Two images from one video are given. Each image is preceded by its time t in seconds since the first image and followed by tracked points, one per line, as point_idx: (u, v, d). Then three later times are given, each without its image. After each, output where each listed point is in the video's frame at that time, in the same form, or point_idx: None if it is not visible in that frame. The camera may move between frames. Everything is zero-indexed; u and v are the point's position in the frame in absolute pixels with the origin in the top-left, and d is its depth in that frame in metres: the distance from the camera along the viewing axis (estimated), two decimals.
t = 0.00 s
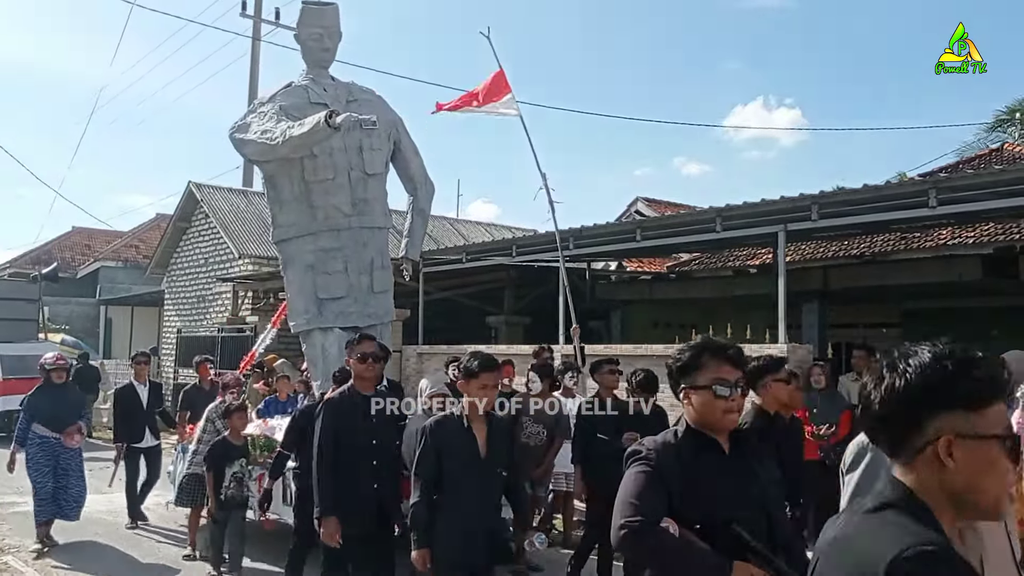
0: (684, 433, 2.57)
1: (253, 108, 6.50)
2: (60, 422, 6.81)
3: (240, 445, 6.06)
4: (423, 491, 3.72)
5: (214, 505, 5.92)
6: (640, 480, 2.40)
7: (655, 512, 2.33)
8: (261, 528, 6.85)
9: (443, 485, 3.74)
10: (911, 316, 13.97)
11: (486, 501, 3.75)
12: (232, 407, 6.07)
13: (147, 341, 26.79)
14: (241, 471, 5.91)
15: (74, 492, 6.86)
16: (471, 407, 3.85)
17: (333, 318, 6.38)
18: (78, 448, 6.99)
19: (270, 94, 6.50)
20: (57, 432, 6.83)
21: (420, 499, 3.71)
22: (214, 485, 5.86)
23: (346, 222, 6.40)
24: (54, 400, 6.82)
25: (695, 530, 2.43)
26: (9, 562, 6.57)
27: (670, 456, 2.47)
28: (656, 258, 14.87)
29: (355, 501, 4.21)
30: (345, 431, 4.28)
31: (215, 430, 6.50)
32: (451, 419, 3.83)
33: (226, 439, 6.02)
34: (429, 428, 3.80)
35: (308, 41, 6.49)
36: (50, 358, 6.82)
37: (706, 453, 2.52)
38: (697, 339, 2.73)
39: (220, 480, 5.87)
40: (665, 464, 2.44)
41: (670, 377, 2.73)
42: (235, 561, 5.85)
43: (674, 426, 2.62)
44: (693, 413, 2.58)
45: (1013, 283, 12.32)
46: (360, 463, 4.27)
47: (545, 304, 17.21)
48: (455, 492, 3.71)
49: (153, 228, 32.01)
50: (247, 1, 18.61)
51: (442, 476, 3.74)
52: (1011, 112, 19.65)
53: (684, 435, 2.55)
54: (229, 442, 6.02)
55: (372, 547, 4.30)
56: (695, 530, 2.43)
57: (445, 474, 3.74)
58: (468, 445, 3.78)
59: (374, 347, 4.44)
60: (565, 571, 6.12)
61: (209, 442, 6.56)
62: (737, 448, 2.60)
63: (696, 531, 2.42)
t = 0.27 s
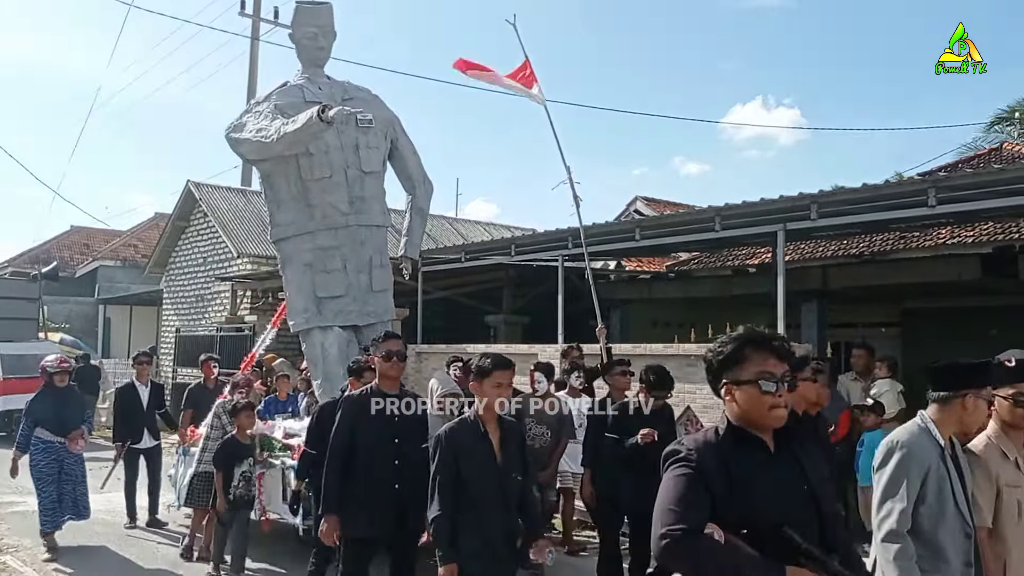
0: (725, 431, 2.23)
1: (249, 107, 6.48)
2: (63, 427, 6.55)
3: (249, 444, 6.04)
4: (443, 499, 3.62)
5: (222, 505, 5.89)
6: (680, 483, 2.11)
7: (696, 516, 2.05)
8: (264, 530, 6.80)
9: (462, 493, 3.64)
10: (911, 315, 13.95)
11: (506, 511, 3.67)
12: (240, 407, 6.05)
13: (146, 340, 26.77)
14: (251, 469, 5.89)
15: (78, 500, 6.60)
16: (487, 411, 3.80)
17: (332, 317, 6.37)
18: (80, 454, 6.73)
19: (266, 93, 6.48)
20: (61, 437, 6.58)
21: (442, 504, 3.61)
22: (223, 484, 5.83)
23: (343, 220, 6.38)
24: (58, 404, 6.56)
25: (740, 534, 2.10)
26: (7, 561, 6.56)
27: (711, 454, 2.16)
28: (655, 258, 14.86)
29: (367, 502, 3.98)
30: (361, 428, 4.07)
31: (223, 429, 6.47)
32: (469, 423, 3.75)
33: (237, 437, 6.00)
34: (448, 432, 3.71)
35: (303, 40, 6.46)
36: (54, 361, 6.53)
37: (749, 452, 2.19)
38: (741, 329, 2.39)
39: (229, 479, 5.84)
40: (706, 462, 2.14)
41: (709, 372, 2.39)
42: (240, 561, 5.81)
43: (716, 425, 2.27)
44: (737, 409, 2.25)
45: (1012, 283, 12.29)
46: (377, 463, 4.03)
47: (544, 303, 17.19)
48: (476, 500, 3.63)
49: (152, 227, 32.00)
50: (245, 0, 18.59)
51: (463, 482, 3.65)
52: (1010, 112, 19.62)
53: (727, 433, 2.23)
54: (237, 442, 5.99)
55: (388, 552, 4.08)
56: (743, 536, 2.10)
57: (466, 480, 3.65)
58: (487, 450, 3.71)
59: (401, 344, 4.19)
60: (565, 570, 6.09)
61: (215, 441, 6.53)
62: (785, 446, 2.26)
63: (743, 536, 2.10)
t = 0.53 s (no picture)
0: (774, 433, 2.15)
1: (245, 107, 6.47)
2: (67, 425, 6.42)
3: (253, 444, 6.05)
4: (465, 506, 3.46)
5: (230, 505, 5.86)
6: (728, 486, 2.03)
7: (747, 521, 1.98)
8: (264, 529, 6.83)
9: (484, 499, 3.49)
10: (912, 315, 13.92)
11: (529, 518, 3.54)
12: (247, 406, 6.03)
13: (147, 340, 26.77)
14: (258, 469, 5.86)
15: (76, 502, 6.40)
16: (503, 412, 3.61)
17: (332, 317, 6.36)
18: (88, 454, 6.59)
19: (262, 93, 6.46)
20: (65, 436, 6.44)
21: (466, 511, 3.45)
22: (232, 482, 5.81)
23: (342, 220, 6.38)
24: (61, 403, 6.44)
25: (790, 543, 2.01)
26: (9, 560, 6.56)
27: (763, 457, 2.08)
28: (655, 258, 14.84)
29: (384, 505, 3.91)
30: (377, 430, 3.97)
31: (227, 429, 6.49)
32: (488, 423, 3.55)
33: (241, 437, 6.00)
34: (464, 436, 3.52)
35: (299, 38, 6.45)
36: (60, 358, 6.43)
37: (803, 456, 2.11)
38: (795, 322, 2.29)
39: (238, 478, 5.83)
40: (758, 466, 2.06)
41: (757, 363, 2.29)
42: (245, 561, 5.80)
43: (765, 426, 2.18)
44: (790, 408, 2.16)
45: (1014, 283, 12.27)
46: (397, 464, 3.97)
47: (545, 303, 17.16)
48: (498, 505, 3.47)
49: (153, 227, 32.01)
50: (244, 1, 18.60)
51: (486, 488, 3.49)
52: (1012, 112, 19.59)
53: (778, 434, 2.14)
54: (244, 442, 5.98)
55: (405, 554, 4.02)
56: (792, 544, 2.02)
57: (488, 486, 3.48)
58: (508, 452, 3.53)
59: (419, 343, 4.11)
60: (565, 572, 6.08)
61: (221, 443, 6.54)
62: (835, 449, 2.18)
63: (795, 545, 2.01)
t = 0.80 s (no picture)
0: (852, 443, 2.11)
1: (246, 105, 6.43)
2: (74, 431, 6.05)
3: (253, 443, 6.03)
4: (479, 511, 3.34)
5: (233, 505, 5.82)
6: (808, 497, 1.99)
7: (829, 534, 1.93)
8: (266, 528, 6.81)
9: (500, 498, 3.36)
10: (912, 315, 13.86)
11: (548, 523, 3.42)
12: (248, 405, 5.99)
13: (148, 340, 26.75)
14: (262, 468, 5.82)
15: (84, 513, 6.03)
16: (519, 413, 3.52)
17: (334, 317, 6.32)
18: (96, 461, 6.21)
19: (263, 91, 6.43)
20: (70, 441, 6.07)
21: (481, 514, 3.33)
22: (235, 483, 5.77)
23: (345, 219, 6.35)
24: (68, 407, 6.07)
25: (872, 558, 1.95)
26: (9, 560, 6.54)
27: (843, 467, 2.03)
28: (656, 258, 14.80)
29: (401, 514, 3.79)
30: (392, 436, 3.88)
31: (228, 430, 6.46)
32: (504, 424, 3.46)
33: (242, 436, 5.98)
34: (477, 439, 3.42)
35: (301, 35, 6.42)
36: (68, 361, 6.07)
37: (883, 467, 2.06)
38: (874, 330, 2.26)
39: (240, 479, 5.79)
40: (837, 476, 2.01)
41: (834, 371, 2.29)
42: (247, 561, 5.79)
43: (841, 437, 2.14)
44: (868, 419, 2.13)
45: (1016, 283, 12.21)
46: (410, 473, 3.85)
47: (546, 302, 17.13)
48: (515, 509, 3.35)
49: (155, 227, 32.01)
50: None
51: (501, 492, 3.36)
52: (1014, 113, 19.54)
53: (855, 444, 2.10)
54: (244, 441, 5.93)
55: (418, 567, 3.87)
56: (875, 560, 1.95)
57: (504, 490, 3.36)
58: (525, 454, 3.42)
59: (426, 348, 4.07)
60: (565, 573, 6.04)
61: (223, 443, 6.53)
62: (913, 465, 2.14)
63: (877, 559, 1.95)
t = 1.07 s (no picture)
0: (920, 439, 2.03)
1: (254, 102, 6.44)
2: (80, 430, 5.97)
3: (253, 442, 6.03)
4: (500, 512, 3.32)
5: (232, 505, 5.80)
6: (873, 498, 1.93)
7: (894, 536, 1.88)
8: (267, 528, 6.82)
9: (525, 500, 3.35)
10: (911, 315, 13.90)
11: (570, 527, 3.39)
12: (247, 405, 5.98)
13: (149, 339, 26.74)
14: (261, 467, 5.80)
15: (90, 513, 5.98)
16: (551, 416, 3.49)
17: (340, 316, 6.31)
18: (104, 462, 6.07)
19: (271, 88, 6.42)
20: (75, 441, 5.96)
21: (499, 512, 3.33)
22: (234, 483, 5.75)
23: (352, 217, 6.32)
24: (70, 406, 5.96)
25: (941, 559, 1.88)
26: (9, 559, 6.52)
27: (912, 465, 1.96)
28: (656, 257, 14.79)
29: (414, 516, 3.70)
30: (397, 436, 3.76)
31: (229, 428, 6.46)
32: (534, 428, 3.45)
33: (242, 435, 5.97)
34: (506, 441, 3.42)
35: (308, 31, 6.41)
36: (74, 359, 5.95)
37: (955, 464, 1.98)
38: (946, 321, 2.14)
39: (239, 479, 5.76)
40: (903, 476, 1.94)
41: (903, 362, 2.16)
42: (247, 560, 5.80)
43: (909, 433, 2.06)
44: (939, 415, 2.03)
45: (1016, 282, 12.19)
46: (417, 473, 3.74)
47: (546, 302, 17.12)
48: (538, 513, 3.34)
49: (155, 227, 32.01)
50: None
51: (525, 494, 3.35)
52: (1014, 113, 19.52)
53: (923, 440, 2.02)
54: (244, 441, 5.92)
55: (434, 568, 3.79)
56: (945, 561, 1.88)
57: (528, 493, 3.35)
58: (554, 460, 3.41)
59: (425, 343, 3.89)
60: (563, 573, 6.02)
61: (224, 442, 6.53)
62: (988, 460, 2.04)
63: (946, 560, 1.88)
